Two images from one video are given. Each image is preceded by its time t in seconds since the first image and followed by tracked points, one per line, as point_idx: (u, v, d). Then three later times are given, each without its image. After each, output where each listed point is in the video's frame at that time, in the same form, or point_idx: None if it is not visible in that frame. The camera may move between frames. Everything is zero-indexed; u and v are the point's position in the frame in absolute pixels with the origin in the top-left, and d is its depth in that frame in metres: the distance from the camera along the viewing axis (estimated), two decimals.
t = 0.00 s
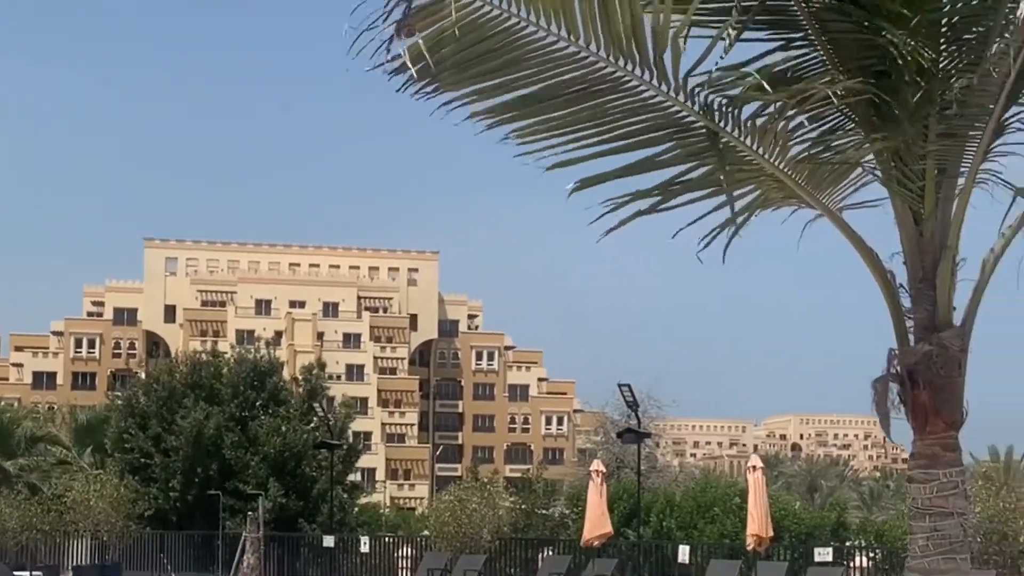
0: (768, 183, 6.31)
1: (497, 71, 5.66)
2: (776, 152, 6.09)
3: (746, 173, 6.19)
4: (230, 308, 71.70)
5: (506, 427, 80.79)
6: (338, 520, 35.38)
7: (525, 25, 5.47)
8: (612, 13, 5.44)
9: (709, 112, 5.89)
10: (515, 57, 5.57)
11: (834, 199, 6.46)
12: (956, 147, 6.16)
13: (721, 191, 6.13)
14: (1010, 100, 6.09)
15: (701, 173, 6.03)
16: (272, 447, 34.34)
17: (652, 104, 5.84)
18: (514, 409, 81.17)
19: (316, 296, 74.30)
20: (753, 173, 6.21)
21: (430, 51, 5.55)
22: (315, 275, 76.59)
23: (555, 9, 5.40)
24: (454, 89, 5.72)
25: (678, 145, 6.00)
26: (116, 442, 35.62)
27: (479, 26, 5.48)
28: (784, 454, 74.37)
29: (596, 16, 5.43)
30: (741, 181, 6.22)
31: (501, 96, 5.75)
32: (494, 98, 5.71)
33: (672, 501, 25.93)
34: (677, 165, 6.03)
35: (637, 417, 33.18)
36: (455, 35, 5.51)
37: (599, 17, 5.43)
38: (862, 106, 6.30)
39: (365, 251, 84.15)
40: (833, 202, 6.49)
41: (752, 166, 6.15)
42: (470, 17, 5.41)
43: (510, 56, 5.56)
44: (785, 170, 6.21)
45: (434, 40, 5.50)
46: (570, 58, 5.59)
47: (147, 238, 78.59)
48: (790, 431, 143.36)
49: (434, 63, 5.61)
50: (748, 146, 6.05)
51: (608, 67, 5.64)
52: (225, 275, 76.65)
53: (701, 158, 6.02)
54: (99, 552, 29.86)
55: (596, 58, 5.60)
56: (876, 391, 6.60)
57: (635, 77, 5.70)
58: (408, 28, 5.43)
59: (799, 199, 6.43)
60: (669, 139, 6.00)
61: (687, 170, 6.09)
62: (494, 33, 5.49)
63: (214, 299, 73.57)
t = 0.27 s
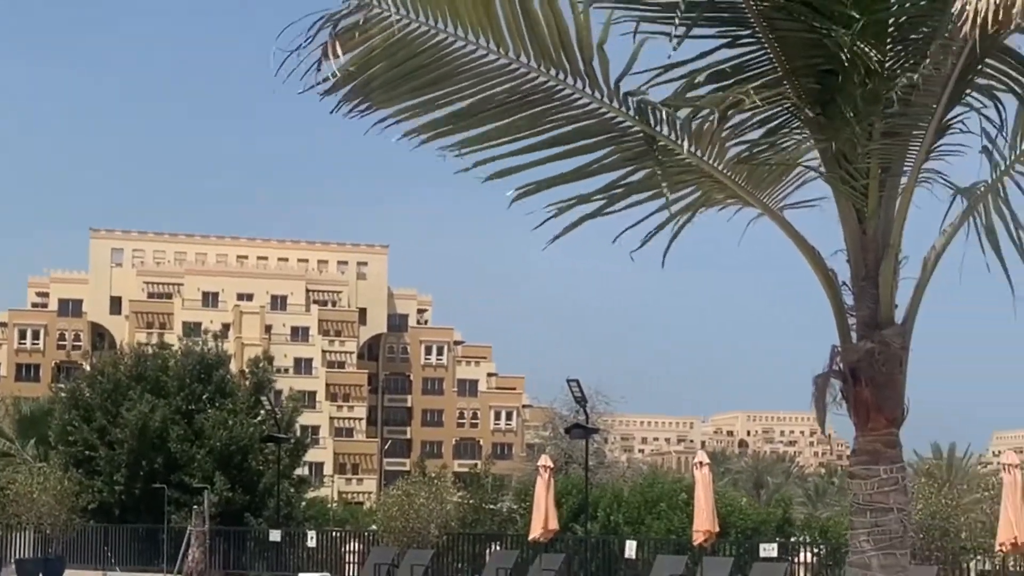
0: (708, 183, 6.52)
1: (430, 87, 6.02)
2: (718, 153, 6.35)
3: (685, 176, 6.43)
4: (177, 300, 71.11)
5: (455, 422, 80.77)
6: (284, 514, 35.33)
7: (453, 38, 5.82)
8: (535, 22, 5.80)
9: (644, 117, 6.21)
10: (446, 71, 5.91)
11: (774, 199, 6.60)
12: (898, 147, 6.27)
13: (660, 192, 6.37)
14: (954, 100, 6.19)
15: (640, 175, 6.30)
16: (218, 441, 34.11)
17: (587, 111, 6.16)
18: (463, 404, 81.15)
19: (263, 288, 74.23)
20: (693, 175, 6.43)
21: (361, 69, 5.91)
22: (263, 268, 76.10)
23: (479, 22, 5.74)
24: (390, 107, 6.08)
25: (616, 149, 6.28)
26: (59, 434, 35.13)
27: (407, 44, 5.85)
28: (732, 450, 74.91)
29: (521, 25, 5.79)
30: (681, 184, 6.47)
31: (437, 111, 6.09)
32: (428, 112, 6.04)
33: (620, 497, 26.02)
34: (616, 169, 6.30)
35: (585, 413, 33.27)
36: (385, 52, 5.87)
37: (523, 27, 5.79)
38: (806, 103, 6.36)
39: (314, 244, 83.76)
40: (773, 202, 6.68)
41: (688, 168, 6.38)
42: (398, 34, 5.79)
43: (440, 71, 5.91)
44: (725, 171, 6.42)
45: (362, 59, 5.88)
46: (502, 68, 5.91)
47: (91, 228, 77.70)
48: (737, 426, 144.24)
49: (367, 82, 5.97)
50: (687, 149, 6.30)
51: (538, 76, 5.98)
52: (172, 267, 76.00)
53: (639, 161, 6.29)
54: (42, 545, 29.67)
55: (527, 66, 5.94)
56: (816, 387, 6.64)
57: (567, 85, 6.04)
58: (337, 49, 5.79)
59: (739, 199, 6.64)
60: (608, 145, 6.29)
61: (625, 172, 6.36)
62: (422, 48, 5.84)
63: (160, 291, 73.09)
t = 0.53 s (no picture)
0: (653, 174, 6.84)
1: (372, 58, 6.11)
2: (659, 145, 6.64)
3: (629, 165, 6.77)
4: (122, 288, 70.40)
5: (403, 413, 80.64)
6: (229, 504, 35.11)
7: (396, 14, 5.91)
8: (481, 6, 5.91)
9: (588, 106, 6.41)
10: (387, 44, 6.01)
11: (718, 191, 6.97)
12: (840, 141, 6.42)
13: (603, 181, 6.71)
14: (894, 96, 6.31)
15: (585, 163, 6.60)
16: (162, 430, 33.79)
17: (529, 94, 6.32)
18: (411, 395, 81.03)
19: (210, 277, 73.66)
20: (637, 165, 6.76)
21: (300, 39, 5.93)
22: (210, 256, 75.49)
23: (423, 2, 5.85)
24: (328, 76, 6.15)
25: (561, 137, 6.53)
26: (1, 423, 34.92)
27: (350, 16, 5.90)
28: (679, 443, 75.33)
29: (466, 8, 5.90)
30: (625, 172, 6.82)
31: (377, 83, 6.21)
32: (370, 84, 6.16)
33: (567, 488, 26.06)
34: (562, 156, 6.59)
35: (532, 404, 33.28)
36: (326, 22, 5.91)
37: (468, 10, 5.90)
38: (751, 95, 6.42)
39: (262, 233, 83.23)
40: (716, 193, 7.00)
41: (632, 158, 6.71)
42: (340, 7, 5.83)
43: (381, 44, 6.01)
44: (667, 162, 6.76)
45: (302, 29, 5.88)
46: (443, 47, 6.04)
47: (35, 214, 76.72)
48: (684, 421, 145.06)
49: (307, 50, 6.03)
50: (629, 138, 6.59)
51: (481, 57, 6.11)
52: (117, 254, 75.22)
53: (583, 150, 6.55)
54: None
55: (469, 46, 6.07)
56: (758, 379, 6.69)
57: (509, 68, 6.18)
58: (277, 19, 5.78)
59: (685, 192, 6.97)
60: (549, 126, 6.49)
61: (572, 161, 6.69)
62: (363, 22, 5.92)
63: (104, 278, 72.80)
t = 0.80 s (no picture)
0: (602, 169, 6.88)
1: (317, 51, 6.14)
2: (606, 138, 6.69)
3: (579, 158, 6.79)
4: (69, 275, 69.75)
5: (354, 403, 80.41)
6: (178, 494, 34.85)
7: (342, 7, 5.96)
8: None
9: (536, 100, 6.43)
10: (333, 36, 6.05)
11: (670, 183, 7.00)
12: (789, 135, 6.47)
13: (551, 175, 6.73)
14: (843, 91, 6.36)
15: (533, 156, 6.63)
16: (110, 419, 33.51)
17: (479, 88, 6.34)
18: (362, 385, 80.84)
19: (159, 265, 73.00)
20: (586, 155, 6.78)
21: (245, 32, 5.95)
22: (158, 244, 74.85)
23: None
24: (272, 70, 6.17)
25: (510, 129, 6.54)
26: None
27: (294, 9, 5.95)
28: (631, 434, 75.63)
29: None
30: (575, 166, 6.85)
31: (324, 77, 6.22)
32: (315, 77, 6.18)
33: (518, 479, 26.10)
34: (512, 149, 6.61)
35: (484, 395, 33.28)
36: (271, 16, 5.94)
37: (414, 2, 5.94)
38: (698, 88, 6.49)
39: (213, 221, 82.70)
40: (666, 187, 7.05)
41: (582, 152, 6.75)
42: None
43: (327, 36, 6.05)
44: (617, 155, 6.79)
45: (247, 22, 5.90)
46: (390, 40, 6.07)
47: None
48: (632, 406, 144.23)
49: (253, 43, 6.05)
50: (575, 129, 6.62)
51: (428, 50, 6.14)
52: (65, 242, 74.49)
53: (532, 143, 6.56)
54: None
55: (416, 41, 6.10)
56: (705, 370, 6.69)
57: (457, 61, 6.21)
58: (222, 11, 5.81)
59: (632, 185, 6.97)
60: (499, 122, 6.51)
61: (521, 154, 6.71)
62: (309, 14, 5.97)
63: (52, 265, 71.94)
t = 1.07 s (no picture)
0: (555, 165, 7.00)
1: (264, 57, 6.16)
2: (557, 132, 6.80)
3: (529, 154, 6.90)
4: (21, 264, 69.00)
5: (308, 394, 80.06)
6: (130, 485, 34.59)
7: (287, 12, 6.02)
8: None
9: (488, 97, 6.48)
10: (279, 43, 6.10)
11: (620, 176, 7.14)
12: (741, 129, 6.53)
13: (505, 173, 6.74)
14: (796, 85, 6.42)
15: (486, 154, 6.66)
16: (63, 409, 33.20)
17: (428, 87, 6.39)
18: (317, 376, 80.55)
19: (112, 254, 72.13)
20: (537, 152, 6.89)
21: (191, 42, 5.98)
22: (110, 234, 74.20)
23: None
24: (220, 79, 6.17)
25: (461, 129, 6.59)
26: None
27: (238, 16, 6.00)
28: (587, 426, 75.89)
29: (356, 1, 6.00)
30: (525, 162, 6.93)
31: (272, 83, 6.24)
32: (263, 84, 6.19)
33: (473, 471, 26.12)
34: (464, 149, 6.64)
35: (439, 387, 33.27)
36: (215, 24, 5.98)
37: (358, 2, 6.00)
38: (650, 83, 6.53)
39: (167, 211, 82.09)
40: (618, 180, 7.17)
41: (533, 146, 6.84)
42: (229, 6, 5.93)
43: (274, 43, 6.09)
44: (567, 149, 6.91)
45: (192, 29, 5.96)
46: (336, 43, 6.14)
47: None
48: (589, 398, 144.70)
49: (198, 52, 6.05)
50: (528, 127, 6.71)
51: (376, 50, 6.20)
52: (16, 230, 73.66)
53: (484, 141, 6.60)
54: None
55: (363, 41, 6.16)
56: (659, 364, 6.72)
57: (405, 61, 6.27)
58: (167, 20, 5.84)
59: (583, 178, 7.09)
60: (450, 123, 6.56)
61: (475, 153, 6.71)
62: (253, 22, 6.01)
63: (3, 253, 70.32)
